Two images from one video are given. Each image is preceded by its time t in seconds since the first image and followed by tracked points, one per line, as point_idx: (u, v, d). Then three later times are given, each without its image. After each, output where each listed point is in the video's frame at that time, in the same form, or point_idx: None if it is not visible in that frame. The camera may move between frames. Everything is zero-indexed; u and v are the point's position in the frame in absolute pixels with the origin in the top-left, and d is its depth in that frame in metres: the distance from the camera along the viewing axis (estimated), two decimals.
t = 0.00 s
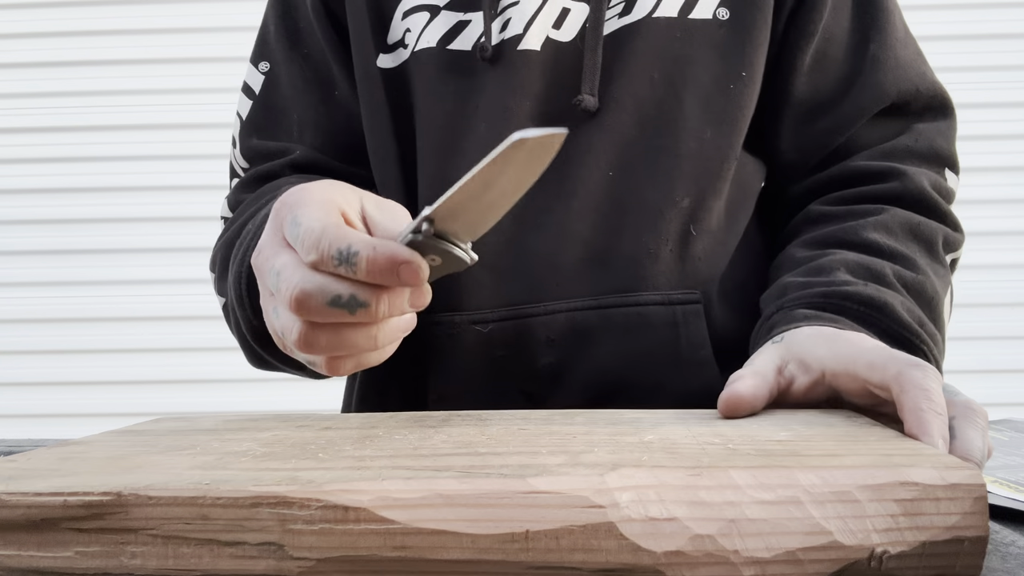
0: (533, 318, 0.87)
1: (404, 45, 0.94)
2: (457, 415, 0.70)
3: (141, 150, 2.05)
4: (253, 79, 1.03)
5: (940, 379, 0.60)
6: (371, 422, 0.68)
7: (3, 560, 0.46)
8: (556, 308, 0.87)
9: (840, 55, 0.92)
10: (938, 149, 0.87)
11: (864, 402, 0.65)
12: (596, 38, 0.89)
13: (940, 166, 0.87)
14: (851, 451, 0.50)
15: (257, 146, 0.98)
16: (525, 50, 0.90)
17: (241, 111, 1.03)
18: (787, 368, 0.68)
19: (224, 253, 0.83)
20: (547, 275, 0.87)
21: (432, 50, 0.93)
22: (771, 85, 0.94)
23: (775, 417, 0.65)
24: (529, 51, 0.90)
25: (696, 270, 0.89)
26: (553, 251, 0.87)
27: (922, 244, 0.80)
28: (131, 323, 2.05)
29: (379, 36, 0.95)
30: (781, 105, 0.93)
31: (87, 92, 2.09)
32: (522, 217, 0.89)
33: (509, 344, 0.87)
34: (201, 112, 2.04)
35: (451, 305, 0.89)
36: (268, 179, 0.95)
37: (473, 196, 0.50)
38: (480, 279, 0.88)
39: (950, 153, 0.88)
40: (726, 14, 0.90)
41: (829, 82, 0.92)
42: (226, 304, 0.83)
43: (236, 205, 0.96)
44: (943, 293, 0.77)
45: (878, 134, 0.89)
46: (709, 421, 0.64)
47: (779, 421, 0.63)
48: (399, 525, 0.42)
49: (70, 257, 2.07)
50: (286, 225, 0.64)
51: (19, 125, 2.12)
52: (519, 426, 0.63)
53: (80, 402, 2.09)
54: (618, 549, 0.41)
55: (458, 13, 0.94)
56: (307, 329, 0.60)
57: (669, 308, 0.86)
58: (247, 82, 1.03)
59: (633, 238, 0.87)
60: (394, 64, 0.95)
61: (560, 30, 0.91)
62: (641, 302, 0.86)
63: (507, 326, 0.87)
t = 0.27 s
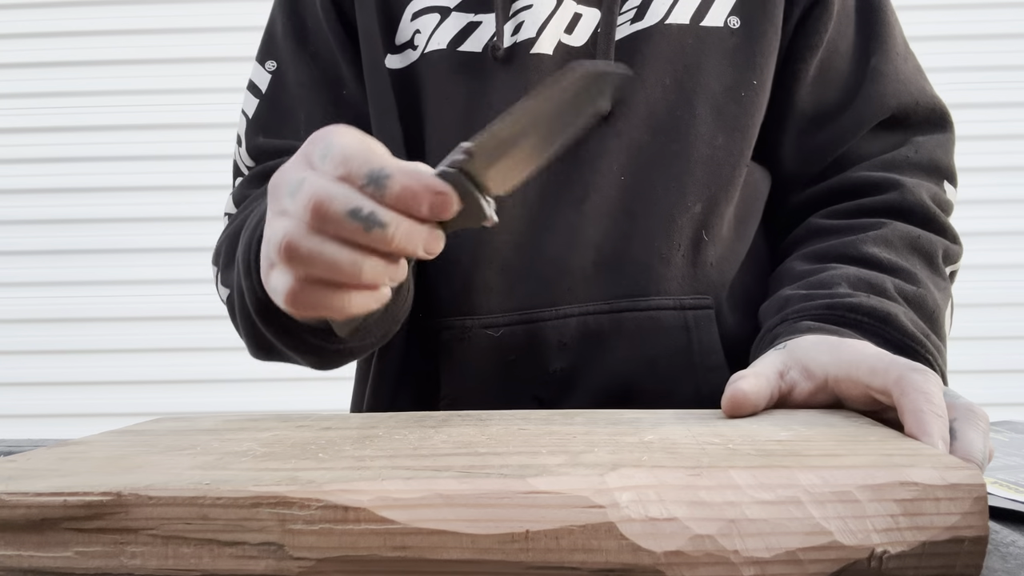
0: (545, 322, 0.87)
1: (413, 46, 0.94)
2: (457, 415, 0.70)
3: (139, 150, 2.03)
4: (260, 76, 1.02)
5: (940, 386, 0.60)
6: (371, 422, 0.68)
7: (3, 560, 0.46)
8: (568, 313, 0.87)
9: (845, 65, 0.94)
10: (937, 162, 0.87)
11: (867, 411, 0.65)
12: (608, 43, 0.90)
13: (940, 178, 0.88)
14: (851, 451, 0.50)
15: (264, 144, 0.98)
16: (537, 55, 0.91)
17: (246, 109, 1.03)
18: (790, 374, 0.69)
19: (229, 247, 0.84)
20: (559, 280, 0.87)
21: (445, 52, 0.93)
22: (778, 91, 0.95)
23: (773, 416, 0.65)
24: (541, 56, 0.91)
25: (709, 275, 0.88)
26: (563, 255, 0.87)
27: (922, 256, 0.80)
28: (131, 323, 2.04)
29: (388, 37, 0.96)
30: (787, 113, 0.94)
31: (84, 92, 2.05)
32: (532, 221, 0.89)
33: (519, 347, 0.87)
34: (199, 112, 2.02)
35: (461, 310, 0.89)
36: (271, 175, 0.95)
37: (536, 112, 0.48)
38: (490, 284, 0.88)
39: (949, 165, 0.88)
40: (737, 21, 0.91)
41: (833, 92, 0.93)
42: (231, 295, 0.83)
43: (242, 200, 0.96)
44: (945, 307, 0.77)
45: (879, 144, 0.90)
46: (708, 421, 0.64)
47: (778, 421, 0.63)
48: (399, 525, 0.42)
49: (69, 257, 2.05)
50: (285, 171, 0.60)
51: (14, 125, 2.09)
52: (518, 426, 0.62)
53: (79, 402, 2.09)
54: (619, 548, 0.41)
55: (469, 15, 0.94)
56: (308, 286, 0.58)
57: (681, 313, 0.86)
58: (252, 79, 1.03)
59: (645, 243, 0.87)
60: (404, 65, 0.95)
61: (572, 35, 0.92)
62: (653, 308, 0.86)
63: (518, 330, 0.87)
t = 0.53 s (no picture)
0: (547, 321, 0.87)
1: (416, 44, 0.95)
2: (457, 415, 0.70)
3: (142, 150, 2.03)
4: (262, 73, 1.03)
5: (939, 385, 0.60)
6: (371, 422, 0.68)
7: (3, 560, 0.46)
8: (571, 312, 0.87)
9: (847, 65, 0.94)
10: (939, 162, 0.87)
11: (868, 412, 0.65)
12: (610, 42, 0.90)
13: (942, 179, 0.87)
14: (851, 451, 0.50)
15: (264, 139, 0.98)
16: (540, 53, 0.90)
17: (249, 105, 1.03)
18: (790, 375, 0.69)
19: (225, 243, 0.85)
20: (561, 278, 0.87)
21: (448, 50, 0.93)
22: (780, 90, 0.95)
23: (773, 416, 0.65)
24: (545, 54, 0.90)
25: (711, 275, 0.89)
26: (566, 254, 0.87)
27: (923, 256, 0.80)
28: (133, 323, 2.04)
29: (391, 34, 0.96)
30: (789, 112, 0.94)
31: (88, 92, 2.06)
32: (535, 219, 0.89)
33: (519, 346, 0.87)
34: (202, 113, 2.03)
35: (464, 309, 0.89)
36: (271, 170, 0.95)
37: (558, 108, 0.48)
38: (492, 283, 0.88)
39: (951, 165, 0.88)
40: (740, 20, 0.91)
41: (835, 91, 0.93)
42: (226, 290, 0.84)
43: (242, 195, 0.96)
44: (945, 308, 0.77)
45: (881, 143, 0.90)
46: (707, 421, 0.64)
47: (777, 420, 0.63)
48: (400, 525, 0.42)
49: (71, 257, 2.05)
50: (284, 165, 0.60)
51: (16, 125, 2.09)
52: (518, 426, 0.62)
53: (80, 402, 2.09)
54: (618, 548, 0.41)
55: (472, 12, 0.94)
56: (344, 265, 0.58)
57: (683, 312, 0.87)
58: (255, 76, 1.03)
59: (647, 242, 0.87)
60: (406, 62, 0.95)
61: (575, 33, 0.92)
62: (655, 307, 0.86)
63: (520, 329, 0.87)
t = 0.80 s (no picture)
0: (547, 321, 0.87)
1: (415, 45, 0.95)
2: (457, 415, 0.70)
3: (142, 150, 2.03)
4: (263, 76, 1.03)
5: (940, 385, 0.60)
6: (371, 422, 0.68)
7: (3, 560, 0.46)
8: (570, 313, 0.87)
9: (849, 64, 0.94)
10: (941, 162, 0.87)
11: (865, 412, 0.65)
12: (610, 42, 0.90)
13: (944, 179, 0.87)
14: (851, 451, 0.50)
15: (264, 142, 0.98)
16: (540, 53, 0.90)
17: (249, 108, 1.03)
18: (791, 376, 0.69)
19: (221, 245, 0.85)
20: (562, 279, 0.87)
21: (448, 51, 0.93)
22: (781, 90, 0.95)
23: (772, 417, 0.65)
24: (545, 54, 0.90)
25: (711, 275, 0.88)
26: (566, 254, 0.87)
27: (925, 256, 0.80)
28: (133, 323, 2.04)
29: (391, 36, 0.96)
30: (790, 112, 0.94)
31: (88, 92, 2.05)
32: (536, 219, 0.89)
33: (519, 346, 0.87)
34: (201, 112, 2.02)
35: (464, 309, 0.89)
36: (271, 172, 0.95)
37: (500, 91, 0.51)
38: (492, 283, 0.88)
39: (954, 165, 0.88)
40: (741, 20, 0.91)
41: (836, 91, 0.93)
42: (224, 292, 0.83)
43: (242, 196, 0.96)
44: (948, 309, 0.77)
45: (882, 144, 0.90)
46: (707, 421, 0.64)
47: (777, 421, 0.63)
48: (400, 525, 0.42)
49: (71, 257, 2.05)
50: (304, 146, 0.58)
51: (17, 125, 2.09)
52: (518, 426, 0.62)
53: (80, 402, 2.09)
54: (619, 548, 0.41)
55: (471, 13, 0.94)
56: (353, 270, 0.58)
57: (683, 312, 0.87)
58: (255, 79, 1.04)
59: (647, 242, 0.87)
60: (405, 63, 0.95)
61: (575, 33, 0.92)
62: (655, 307, 0.86)
63: (521, 329, 0.87)
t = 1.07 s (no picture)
0: (546, 321, 0.87)
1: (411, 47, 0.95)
2: (458, 415, 0.70)
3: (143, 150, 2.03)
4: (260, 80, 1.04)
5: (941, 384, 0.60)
6: (371, 422, 0.68)
7: (3, 560, 0.46)
8: (569, 313, 0.87)
9: (846, 63, 0.94)
10: (941, 161, 0.87)
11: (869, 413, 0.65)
12: (607, 41, 0.90)
13: (945, 178, 0.87)
14: (851, 451, 0.50)
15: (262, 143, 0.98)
16: (536, 53, 0.90)
17: (248, 112, 1.04)
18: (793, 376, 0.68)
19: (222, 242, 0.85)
20: (561, 280, 0.87)
21: (445, 52, 0.93)
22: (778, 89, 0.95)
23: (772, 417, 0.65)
24: (541, 55, 0.90)
25: (711, 274, 0.89)
26: (565, 254, 0.87)
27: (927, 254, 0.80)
28: (134, 323, 2.05)
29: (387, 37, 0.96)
30: (787, 112, 0.95)
31: (90, 93, 2.06)
32: (534, 220, 0.89)
33: (519, 346, 0.87)
34: (201, 112, 2.02)
35: (463, 309, 0.89)
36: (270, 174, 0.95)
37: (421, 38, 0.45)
38: (491, 283, 0.88)
39: (954, 164, 0.88)
40: (737, 20, 0.91)
41: (834, 90, 0.93)
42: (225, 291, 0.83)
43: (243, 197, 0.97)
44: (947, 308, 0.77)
45: (881, 141, 0.90)
46: (707, 421, 0.64)
47: (776, 421, 0.63)
48: (399, 525, 0.42)
49: (72, 257, 2.05)
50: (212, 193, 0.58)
51: (18, 125, 2.10)
52: (518, 426, 0.62)
53: (81, 402, 2.08)
54: (619, 548, 0.41)
55: (468, 14, 0.94)
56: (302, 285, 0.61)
57: (683, 312, 0.87)
58: (254, 84, 1.04)
59: (646, 241, 0.87)
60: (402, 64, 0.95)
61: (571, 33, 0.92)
62: (654, 307, 0.86)
63: (520, 329, 0.87)
